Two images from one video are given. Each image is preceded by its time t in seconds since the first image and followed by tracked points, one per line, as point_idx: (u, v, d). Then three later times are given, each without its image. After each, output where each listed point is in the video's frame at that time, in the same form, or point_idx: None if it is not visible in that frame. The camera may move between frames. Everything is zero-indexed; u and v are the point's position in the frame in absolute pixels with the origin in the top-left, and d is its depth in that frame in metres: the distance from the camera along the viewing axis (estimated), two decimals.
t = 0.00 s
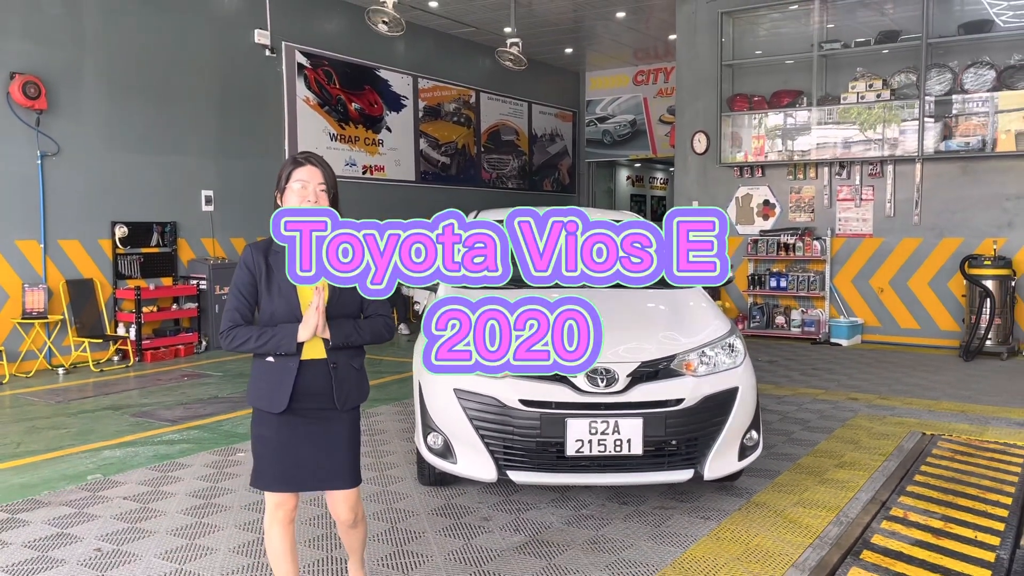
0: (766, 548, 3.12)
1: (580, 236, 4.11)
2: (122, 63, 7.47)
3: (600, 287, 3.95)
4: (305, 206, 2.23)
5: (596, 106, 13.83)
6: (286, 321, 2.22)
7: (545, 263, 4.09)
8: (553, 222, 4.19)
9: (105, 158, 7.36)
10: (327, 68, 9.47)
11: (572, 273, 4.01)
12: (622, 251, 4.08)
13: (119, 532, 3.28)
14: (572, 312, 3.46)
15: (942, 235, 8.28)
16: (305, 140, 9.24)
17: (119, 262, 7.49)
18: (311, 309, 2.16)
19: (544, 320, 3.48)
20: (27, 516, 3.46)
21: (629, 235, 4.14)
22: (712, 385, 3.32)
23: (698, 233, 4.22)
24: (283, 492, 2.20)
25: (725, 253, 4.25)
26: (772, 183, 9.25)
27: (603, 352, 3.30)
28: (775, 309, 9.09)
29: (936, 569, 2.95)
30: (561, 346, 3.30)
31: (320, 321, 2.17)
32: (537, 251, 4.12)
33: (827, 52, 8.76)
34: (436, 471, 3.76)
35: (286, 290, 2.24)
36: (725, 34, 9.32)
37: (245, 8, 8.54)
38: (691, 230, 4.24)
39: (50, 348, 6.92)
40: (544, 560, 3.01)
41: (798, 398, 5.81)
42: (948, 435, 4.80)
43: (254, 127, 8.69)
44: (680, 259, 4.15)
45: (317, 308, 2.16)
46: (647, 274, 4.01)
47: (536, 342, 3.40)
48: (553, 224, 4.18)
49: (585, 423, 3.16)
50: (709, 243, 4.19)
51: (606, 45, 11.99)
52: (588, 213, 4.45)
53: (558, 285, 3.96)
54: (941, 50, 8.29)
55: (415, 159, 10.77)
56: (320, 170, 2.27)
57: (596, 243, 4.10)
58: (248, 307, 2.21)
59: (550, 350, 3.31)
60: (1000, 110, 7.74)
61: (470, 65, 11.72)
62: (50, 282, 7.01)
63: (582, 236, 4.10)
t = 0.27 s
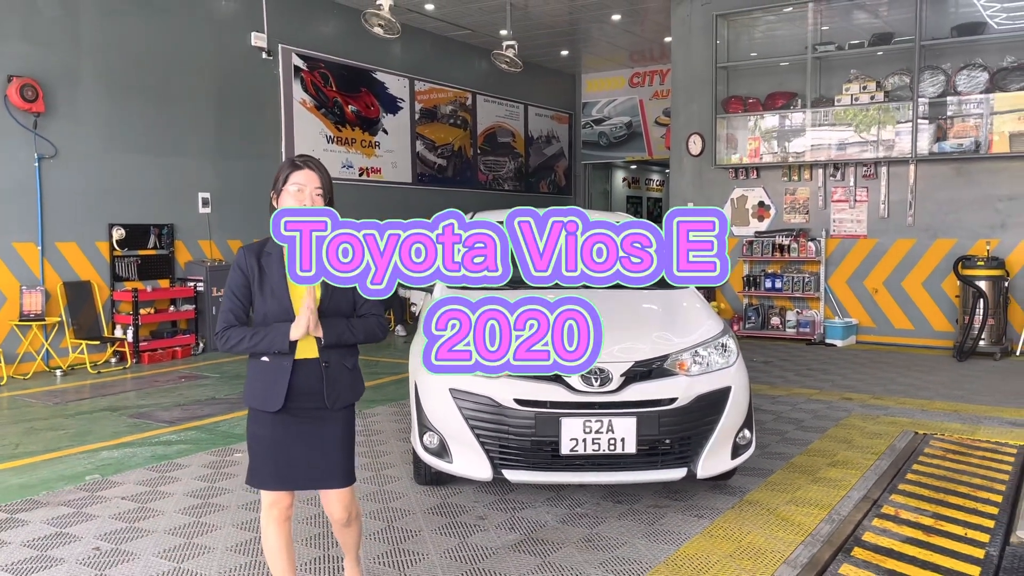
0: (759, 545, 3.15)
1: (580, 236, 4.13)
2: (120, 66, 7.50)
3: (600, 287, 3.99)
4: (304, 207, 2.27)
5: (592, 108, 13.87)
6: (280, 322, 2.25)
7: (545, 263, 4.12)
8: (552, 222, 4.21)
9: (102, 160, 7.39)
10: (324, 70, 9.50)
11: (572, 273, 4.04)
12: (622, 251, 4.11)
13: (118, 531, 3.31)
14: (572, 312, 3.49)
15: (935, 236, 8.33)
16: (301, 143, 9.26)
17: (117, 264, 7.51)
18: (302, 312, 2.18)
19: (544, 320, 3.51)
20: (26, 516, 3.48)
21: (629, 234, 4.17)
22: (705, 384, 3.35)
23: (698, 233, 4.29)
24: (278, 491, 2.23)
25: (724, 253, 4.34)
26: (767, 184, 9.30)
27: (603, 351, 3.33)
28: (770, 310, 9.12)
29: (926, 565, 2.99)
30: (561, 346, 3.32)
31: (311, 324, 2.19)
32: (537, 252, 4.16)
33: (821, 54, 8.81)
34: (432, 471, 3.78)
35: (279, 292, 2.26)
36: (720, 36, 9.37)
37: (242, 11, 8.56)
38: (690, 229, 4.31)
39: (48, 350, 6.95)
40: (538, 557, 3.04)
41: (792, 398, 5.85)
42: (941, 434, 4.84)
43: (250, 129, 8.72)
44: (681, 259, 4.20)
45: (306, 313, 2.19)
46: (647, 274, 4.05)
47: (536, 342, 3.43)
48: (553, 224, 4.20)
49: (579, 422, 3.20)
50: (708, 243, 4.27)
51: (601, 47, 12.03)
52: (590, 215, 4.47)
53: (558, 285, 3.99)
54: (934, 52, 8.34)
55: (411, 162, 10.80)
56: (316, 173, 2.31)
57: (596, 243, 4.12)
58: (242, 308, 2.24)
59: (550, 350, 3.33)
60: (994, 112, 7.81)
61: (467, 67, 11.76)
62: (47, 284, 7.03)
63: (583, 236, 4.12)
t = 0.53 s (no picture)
0: (755, 544, 3.17)
1: (580, 236, 4.13)
2: (119, 66, 7.51)
3: (600, 287, 4.01)
4: (302, 207, 2.29)
5: (590, 108, 13.90)
6: (280, 323, 2.26)
7: (545, 263, 4.15)
8: (553, 222, 4.21)
9: (101, 161, 7.40)
10: (323, 71, 9.52)
11: (572, 273, 4.07)
12: (622, 251, 4.13)
13: (118, 530, 3.33)
14: (572, 312, 3.51)
15: (932, 236, 8.35)
16: (300, 144, 9.28)
17: (116, 264, 7.53)
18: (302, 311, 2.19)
19: (544, 320, 3.53)
20: (26, 515, 3.50)
21: (629, 234, 4.16)
22: (701, 383, 3.37)
23: (698, 233, 4.31)
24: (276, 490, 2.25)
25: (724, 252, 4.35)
26: (764, 185, 9.32)
27: (602, 351, 3.36)
28: (768, 310, 9.14)
29: (921, 563, 3.01)
30: (561, 346, 3.34)
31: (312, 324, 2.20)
32: (537, 252, 4.18)
33: (819, 55, 8.83)
34: (430, 470, 3.80)
35: (279, 293, 2.28)
36: (717, 37, 9.39)
37: (241, 11, 8.58)
38: (691, 230, 4.33)
39: (47, 350, 6.96)
40: (535, 556, 3.06)
41: (789, 398, 5.87)
42: (936, 434, 4.86)
43: (249, 130, 8.73)
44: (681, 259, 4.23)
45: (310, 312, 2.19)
46: (647, 274, 4.08)
47: (536, 342, 3.45)
48: (554, 224, 4.21)
49: (576, 422, 3.22)
50: (709, 243, 4.29)
51: (600, 47, 12.05)
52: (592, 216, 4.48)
53: (558, 285, 4.02)
54: (931, 53, 8.37)
55: (410, 162, 10.82)
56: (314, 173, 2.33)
57: (596, 243, 4.13)
58: (242, 309, 2.26)
59: (550, 350, 3.35)
60: (992, 113, 7.84)
61: (465, 68, 11.78)
62: (47, 284, 7.04)
63: (583, 236, 4.13)
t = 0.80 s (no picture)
0: (753, 542, 3.19)
1: (580, 236, 4.17)
2: (119, 66, 7.53)
3: (600, 287, 4.01)
4: (303, 208, 2.30)
5: (591, 108, 13.92)
6: (283, 322, 2.28)
7: (545, 263, 4.16)
8: (552, 222, 4.27)
9: (102, 160, 7.42)
10: (323, 70, 9.53)
11: (572, 273, 4.07)
12: (622, 251, 4.16)
13: (120, 528, 3.35)
14: (572, 312, 3.53)
15: (931, 235, 8.37)
16: (300, 143, 9.30)
17: (117, 263, 7.54)
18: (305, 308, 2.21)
19: (544, 320, 3.55)
20: (28, 513, 3.52)
21: (629, 234, 4.21)
22: (700, 382, 3.39)
23: (698, 233, 4.35)
24: (278, 488, 2.26)
25: (724, 253, 4.40)
26: (764, 184, 9.33)
27: (602, 350, 3.37)
28: (767, 310, 9.16)
29: (918, 561, 3.03)
30: (561, 346, 3.35)
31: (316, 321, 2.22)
32: (537, 251, 4.20)
33: (818, 55, 8.85)
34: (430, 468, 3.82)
35: (281, 292, 2.29)
36: (717, 36, 9.41)
37: (241, 11, 8.60)
38: (690, 229, 4.37)
39: (48, 349, 6.98)
40: (535, 554, 3.08)
41: (788, 397, 5.89)
42: (934, 433, 4.88)
43: (249, 129, 8.75)
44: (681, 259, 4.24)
45: (314, 306, 2.21)
46: (647, 274, 4.08)
47: (536, 342, 3.46)
48: (553, 224, 4.26)
49: (576, 420, 3.23)
50: (709, 243, 4.32)
51: (599, 47, 12.06)
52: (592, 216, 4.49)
53: (558, 284, 4.02)
54: (930, 53, 8.38)
55: (410, 162, 10.83)
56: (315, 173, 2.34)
57: (596, 243, 4.16)
58: (244, 309, 2.27)
59: (550, 350, 3.36)
60: (992, 112, 7.85)
61: (465, 67, 11.79)
62: (48, 284, 7.06)
63: (583, 236, 4.17)
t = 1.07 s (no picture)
0: (754, 540, 3.19)
1: (580, 236, 4.20)
2: (120, 65, 7.54)
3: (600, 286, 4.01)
4: (305, 207, 2.30)
5: (592, 106, 13.93)
6: (286, 321, 2.29)
7: (544, 263, 4.17)
8: (552, 221, 4.28)
9: (104, 159, 7.43)
10: (325, 69, 9.54)
11: (572, 273, 4.08)
12: (622, 251, 4.18)
13: (122, 525, 3.36)
14: (572, 312, 3.55)
15: (933, 234, 8.37)
16: (302, 142, 9.30)
17: (119, 262, 7.55)
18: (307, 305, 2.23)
19: (544, 320, 3.56)
20: (31, 511, 3.53)
21: (629, 235, 4.25)
22: (701, 381, 3.40)
23: (698, 233, 4.37)
24: (280, 486, 2.27)
25: (723, 252, 4.44)
26: (765, 183, 9.33)
27: (603, 350, 3.37)
28: (768, 309, 9.16)
29: (919, 559, 3.03)
30: (561, 346, 3.34)
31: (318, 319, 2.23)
32: (537, 251, 4.22)
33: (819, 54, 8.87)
34: (432, 466, 3.82)
35: (284, 291, 2.31)
36: (718, 36, 9.41)
37: (242, 10, 8.61)
38: (691, 229, 4.39)
39: (50, 347, 6.99)
40: (537, 551, 3.09)
41: (789, 395, 5.89)
42: (935, 431, 4.88)
43: (251, 128, 8.76)
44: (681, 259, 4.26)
45: (317, 303, 2.22)
46: (646, 274, 4.08)
47: (536, 341, 3.47)
48: (553, 224, 4.28)
49: (577, 418, 3.24)
50: (709, 243, 4.34)
51: (601, 46, 12.07)
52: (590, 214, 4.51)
53: (558, 284, 4.02)
54: (931, 52, 8.38)
55: (411, 161, 10.84)
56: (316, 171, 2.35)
57: (596, 243, 4.20)
58: (247, 307, 2.28)
59: (550, 350, 3.35)
60: (993, 111, 7.86)
61: (467, 66, 11.80)
62: (50, 282, 7.07)
63: (583, 236, 4.20)
